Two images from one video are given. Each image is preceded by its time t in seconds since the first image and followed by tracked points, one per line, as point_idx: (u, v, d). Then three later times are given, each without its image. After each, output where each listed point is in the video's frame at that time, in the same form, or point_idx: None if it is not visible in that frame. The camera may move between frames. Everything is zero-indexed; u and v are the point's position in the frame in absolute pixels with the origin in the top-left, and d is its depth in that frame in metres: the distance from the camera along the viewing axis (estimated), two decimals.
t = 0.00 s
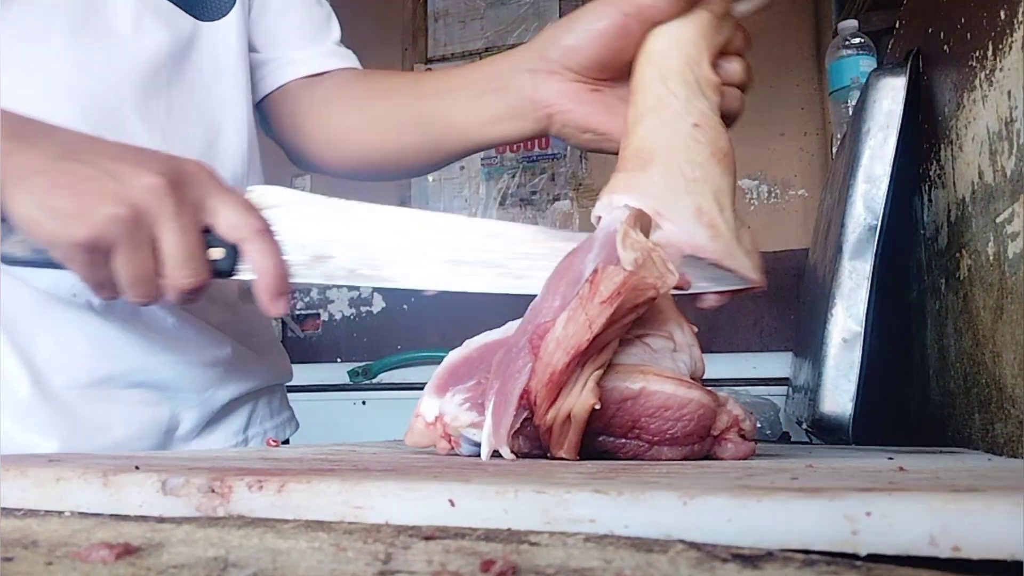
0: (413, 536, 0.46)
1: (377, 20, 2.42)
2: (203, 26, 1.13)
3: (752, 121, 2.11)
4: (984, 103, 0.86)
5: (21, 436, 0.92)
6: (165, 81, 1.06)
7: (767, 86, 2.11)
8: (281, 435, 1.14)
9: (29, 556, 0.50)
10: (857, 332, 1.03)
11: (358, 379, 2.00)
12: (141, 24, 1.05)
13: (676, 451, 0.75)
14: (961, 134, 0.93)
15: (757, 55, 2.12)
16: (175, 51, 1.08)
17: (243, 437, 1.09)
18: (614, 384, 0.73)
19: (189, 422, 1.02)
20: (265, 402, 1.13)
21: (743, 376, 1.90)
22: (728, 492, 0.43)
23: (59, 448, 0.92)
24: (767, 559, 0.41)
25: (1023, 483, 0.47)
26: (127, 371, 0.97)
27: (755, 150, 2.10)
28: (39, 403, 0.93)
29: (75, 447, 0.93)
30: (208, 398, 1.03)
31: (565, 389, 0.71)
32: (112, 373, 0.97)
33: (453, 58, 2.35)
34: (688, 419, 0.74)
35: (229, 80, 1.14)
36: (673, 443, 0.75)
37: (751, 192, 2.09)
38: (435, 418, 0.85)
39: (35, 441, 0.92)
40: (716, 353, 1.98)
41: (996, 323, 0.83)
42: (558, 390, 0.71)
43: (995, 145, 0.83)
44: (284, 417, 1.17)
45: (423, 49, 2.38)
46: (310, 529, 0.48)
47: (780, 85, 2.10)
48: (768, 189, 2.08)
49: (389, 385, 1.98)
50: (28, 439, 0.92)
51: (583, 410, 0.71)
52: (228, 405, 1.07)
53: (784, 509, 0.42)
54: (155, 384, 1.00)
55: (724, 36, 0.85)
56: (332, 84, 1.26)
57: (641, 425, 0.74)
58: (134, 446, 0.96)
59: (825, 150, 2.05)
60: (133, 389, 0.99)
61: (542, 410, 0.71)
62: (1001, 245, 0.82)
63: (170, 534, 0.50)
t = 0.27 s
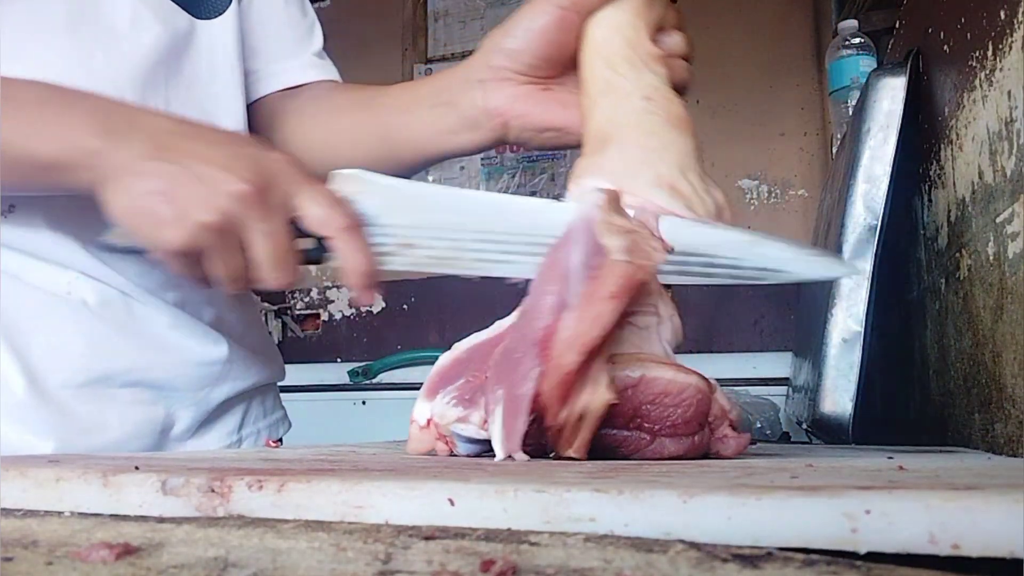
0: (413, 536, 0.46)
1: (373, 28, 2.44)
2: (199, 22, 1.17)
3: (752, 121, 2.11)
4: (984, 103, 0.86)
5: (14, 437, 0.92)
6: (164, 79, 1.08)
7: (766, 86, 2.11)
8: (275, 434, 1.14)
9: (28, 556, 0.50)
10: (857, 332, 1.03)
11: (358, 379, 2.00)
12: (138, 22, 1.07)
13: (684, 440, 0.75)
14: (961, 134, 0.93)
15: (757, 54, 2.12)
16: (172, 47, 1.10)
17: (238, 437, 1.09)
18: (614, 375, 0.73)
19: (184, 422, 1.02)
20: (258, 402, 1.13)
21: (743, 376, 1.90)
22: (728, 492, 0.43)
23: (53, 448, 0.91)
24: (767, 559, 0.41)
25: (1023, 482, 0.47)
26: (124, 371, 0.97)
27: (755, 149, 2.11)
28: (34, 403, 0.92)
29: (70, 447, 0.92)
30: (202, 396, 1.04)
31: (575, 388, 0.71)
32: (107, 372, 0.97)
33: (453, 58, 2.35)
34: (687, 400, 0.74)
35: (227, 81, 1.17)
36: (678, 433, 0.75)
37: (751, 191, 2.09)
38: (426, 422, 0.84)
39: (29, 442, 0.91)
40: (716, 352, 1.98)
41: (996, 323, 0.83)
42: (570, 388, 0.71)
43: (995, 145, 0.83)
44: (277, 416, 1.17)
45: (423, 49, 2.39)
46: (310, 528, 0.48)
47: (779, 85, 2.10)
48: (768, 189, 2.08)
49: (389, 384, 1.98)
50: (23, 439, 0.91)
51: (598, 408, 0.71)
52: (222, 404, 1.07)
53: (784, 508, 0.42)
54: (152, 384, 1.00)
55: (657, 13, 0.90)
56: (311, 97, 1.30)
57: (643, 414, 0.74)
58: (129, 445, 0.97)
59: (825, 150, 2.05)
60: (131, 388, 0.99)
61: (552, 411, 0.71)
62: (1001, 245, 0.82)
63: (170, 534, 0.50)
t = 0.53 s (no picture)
0: (413, 536, 0.46)
1: (373, 29, 2.44)
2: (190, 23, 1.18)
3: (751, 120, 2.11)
4: (984, 103, 0.86)
5: (7, 438, 0.92)
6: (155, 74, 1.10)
7: (767, 86, 2.11)
8: (259, 435, 1.15)
9: (29, 557, 0.50)
10: (857, 332, 1.03)
11: (358, 378, 2.00)
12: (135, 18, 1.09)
13: (705, 420, 0.76)
14: (960, 134, 0.93)
15: (756, 54, 2.12)
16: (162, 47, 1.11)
17: (227, 437, 1.09)
18: (603, 365, 0.73)
19: (175, 423, 1.02)
20: (245, 402, 1.14)
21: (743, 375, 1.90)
22: (728, 493, 0.43)
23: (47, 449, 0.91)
24: (767, 559, 0.41)
25: None
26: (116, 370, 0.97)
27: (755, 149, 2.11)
28: (28, 404, 0.92)
29: (64, 447, 0.92)
30: (193, 397, 1.04)
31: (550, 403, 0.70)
32: (101, 373, 0.97)
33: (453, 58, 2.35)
34: (692, 378, 0.75)
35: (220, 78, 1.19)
36: (694, 415, 0.75)
37: (751, 192, 2.08)
38: (494, 431, 0.76)
39: (23, 444, 0.92)
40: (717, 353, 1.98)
41: (996, 323, 0.83)
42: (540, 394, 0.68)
43: (995, 145, 0.83)
44: (263, 417, 1.18)
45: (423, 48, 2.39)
46: (309, 528, 0.48)
47: (779, 85, 2.10)
48: (768, 189, 2.07)
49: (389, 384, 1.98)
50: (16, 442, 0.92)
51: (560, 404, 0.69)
52: (210, 406, 1.07)
53: (784, 509, 0.42)
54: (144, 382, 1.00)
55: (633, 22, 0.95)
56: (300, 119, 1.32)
57: (648, 400, 0.74)
58: (120, 446, 0.96)
59: (825, 150, 2.05)
60: (124, 388, 0.98)
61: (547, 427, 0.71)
62: (1001, 244, 0.82)
63: (170, 534, 0.50)
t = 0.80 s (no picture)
0: (413, 536, 0.46)
1: (373, 29, 2.44)
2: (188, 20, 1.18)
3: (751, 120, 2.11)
4: (984, 103, 0.86)
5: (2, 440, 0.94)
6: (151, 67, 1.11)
7: (767, 86, 2.11)
8: (247, 434, 1.14)
9: (28, 556, 0.50)
10: (857, 333, 1.03)
11: (359, 377, 2.04)
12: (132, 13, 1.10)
13: (723, 411, 0.73)
14: (960, 134, 0.93)
15: (757, 54, 2.12)
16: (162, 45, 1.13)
17: (214, 437, 1.09)
18: (619, 346, 0.69)
19: (160, 424, 1.02)
20: (234, 402, 1.13)
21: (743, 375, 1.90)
22: (728, 493, 0.43)
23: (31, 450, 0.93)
24: (766, 559, 0.41)
25: None
26: (100, 373, 0.97)
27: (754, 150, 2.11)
28: (12, 408, 0.94)
29: (50, 448, 0.93)
30: (179, 399, 1.03)
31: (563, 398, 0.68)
32: (84, 375, 0.97)
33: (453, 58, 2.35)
34: (710, 364, 0.71)
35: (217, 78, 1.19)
36: (711, 405, 0.72)
37: (751, 192, 2.08)
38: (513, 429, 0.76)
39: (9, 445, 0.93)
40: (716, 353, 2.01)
41: (996, 323, 0.83)
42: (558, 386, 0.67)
43: (995, 145, 0.83)
44: (251, 416, 1.17)
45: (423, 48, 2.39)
46: (309, 529, 0.48)
47: (779, 85, 2.10)
48: (768, 189, 2.07)
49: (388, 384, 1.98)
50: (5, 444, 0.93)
51: (578, 387, 0.67)
52: (196, 408, 1.06)
53: (784, 509, 0.42)
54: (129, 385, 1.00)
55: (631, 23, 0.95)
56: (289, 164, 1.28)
57: (666, 387, 0.70)
58: (105, 447, 0.97)
59: (825, 150, 2.05)
60: (107, 390, 0.98)
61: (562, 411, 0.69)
62: (1000, 244, 0.82)
63: (170, 534, 0.50)
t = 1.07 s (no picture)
0: (413, 536, 0.46)
1: (373, 29, 2.44)
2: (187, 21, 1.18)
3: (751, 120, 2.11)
4: (984, 103, 0.86)
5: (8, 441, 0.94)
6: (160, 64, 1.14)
7: (767, 86, 2.11)
8: (237, 435, 1.14)
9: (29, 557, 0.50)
10: (857, 333, 1.03)
11: (358, 378, 2.01)
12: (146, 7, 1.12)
13: (616, 416, 0.67)
14: (960, 134, 0.93)
15: (757, 54, 2.12)
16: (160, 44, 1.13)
17: (208, 437, 1.09)
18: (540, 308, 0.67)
19: (160, 424, 1.02)
20: (228, 403, 1.14)
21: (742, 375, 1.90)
22: (727, 492, 0.43)
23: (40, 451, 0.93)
24: (767, 559, 0.41)
25: None
26: (106, 376, 0.97)
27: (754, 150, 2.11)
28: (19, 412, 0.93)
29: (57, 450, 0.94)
30: (179, 400, 1.04)
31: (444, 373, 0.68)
32: (90, 378, 0.96)
33: (453, 57, 2.35)
34: (630, 355, 0.67)
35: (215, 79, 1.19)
36: (617, 400, 0.67)
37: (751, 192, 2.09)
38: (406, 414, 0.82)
39: (16, 446, 0.94)
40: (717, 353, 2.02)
41: (996, 323, 0.83)
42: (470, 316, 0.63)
43: (995, 145, 0.83)
44: (242, 416, 1.17)
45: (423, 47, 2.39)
46: (309, 529, 0.48)
47: (779, 85, 2.10)
48: (768, 189, 2.08)
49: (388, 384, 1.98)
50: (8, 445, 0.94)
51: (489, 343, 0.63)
52: (193, 408, 1.07)
53: (783, 509, 0.42)
54: (132, 387, 1.00)
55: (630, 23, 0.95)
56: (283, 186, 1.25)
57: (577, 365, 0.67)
58: (109, 448, 0.97)
59: (825, 150, 2.05)
60: (110, 392, 0.98)
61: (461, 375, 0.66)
62: (1000, 245, 0.82)
63: (170, 535, 0.50)
